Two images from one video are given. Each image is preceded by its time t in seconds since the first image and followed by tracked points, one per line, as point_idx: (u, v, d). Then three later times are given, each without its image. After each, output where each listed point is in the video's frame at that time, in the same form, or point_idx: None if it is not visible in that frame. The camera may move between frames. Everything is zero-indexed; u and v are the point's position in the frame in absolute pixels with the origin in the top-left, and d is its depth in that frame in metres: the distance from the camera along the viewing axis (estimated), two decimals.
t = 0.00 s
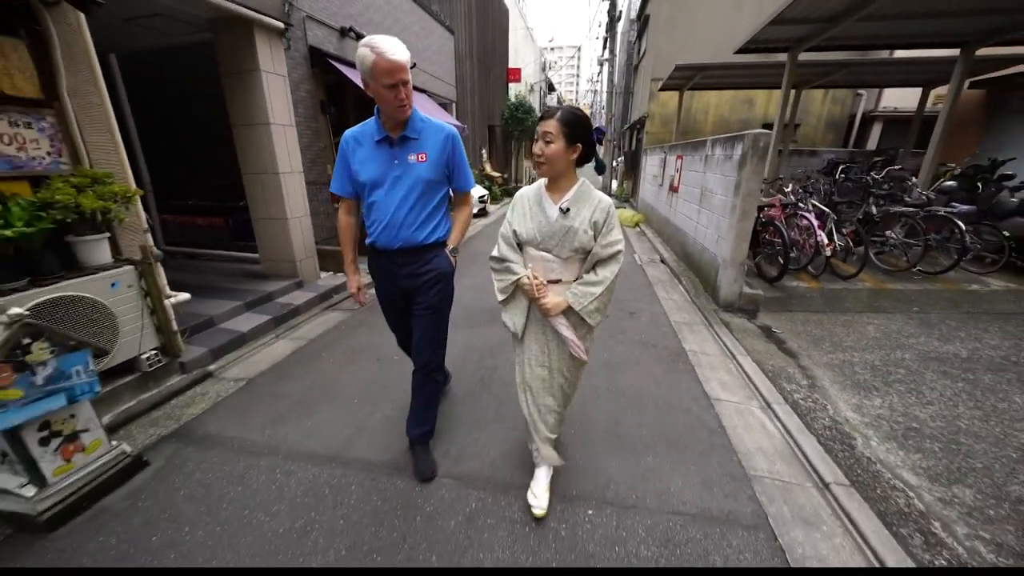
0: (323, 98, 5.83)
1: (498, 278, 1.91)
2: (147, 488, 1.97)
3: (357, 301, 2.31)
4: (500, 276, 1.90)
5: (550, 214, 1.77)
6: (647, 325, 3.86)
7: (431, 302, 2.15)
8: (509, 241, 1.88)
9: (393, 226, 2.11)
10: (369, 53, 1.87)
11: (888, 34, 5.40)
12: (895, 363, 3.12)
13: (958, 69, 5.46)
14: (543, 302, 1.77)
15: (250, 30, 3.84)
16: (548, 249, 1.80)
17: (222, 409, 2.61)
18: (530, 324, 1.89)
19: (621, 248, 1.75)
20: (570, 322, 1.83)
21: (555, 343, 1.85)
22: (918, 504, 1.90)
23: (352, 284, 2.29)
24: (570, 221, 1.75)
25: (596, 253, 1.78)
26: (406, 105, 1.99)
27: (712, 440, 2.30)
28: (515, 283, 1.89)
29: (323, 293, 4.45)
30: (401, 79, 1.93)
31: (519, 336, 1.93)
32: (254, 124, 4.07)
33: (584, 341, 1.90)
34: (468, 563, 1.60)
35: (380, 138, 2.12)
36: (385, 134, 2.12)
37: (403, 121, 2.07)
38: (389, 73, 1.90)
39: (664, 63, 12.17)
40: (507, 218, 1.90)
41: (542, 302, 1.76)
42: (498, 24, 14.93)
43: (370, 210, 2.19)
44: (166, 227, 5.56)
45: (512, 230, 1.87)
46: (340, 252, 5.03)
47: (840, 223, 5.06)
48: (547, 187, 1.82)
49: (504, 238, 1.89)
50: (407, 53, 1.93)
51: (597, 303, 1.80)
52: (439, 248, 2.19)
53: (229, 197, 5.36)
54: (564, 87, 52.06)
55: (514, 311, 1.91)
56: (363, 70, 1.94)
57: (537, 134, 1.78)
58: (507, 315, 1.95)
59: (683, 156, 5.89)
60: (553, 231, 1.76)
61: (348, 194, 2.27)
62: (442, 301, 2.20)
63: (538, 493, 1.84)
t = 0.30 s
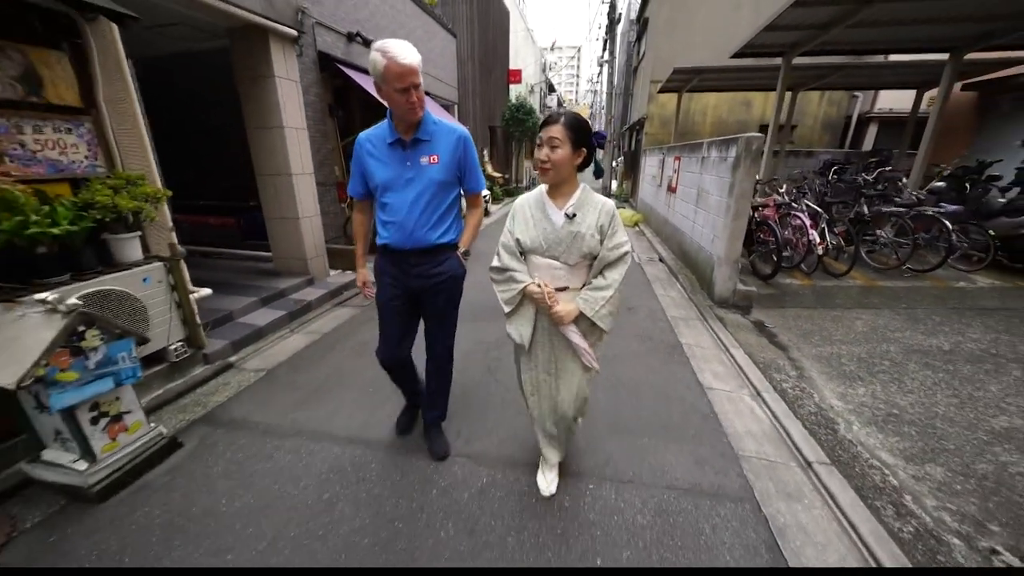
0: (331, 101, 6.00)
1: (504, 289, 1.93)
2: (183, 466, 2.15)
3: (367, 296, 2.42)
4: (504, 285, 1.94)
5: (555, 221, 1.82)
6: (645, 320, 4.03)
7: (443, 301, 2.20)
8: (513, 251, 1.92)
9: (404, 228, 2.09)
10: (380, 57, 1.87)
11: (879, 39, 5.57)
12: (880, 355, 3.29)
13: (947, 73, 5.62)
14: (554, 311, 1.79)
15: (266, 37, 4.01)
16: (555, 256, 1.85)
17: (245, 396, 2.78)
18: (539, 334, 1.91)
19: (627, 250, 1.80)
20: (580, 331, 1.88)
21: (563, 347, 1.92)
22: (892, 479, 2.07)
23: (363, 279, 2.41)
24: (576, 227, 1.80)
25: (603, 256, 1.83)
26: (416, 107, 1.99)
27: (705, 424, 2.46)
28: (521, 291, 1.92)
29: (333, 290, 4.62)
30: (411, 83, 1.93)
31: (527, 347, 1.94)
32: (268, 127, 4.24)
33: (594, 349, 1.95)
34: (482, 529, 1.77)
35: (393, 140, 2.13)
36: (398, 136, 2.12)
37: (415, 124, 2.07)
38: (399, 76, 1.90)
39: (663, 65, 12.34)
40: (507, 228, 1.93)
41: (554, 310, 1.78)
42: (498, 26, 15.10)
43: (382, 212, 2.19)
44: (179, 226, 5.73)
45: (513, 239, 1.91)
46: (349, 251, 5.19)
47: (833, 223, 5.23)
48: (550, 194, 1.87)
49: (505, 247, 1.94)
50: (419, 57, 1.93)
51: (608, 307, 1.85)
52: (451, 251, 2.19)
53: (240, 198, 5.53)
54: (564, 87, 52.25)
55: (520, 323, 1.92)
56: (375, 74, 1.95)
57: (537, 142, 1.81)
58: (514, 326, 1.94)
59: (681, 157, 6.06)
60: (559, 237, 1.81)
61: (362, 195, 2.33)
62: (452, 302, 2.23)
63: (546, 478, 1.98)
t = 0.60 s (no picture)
0: (343, 103, 6.16)
1: (511, 290, 1.86)
2: (216, 447, 2.31)
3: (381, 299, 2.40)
4: (510, 286, 1.86)
5: (560, 223, 1.71)
6: (649, 316, 4.15)
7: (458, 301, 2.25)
8: (518, 252, 1.83)
9: (421, 231, 2.10)
10: (395, 61, 1.86)
11: (882, 41, 5.64)
12: (878, 349, 3.38)
13: (950, 73, 5.68)
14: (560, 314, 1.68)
15: (284, 44, 4.17)
16: (560, 257, 1.76)
17: (269, 384, 2.94)
18: (547, 336, 1.82)
19: (637, 251, 1.71)
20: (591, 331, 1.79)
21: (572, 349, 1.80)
22: (884, 463, 2.17)
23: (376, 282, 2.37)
24: (582, 227, 1.71)
25: (611, 257, 1.73)
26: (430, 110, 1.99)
27: (706, 413, 2.58)
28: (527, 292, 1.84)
29: (347, 286, 4.78)
30: (426, 86, 1.93)
31: (540, 346, 1.86)
32: (286, 129, 4.40)
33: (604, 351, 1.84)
34: (495, 504, 1.90)
35: (407, 143, 2.12)
36: (411, 139, 2.11)
37: (429, 127, 2.08)
38: (414, 80, 1.90)
39: (668, 65, 12.42)
40: (513, 228, 1.86)
41: (560, 313, 1.67)
42: (504, 27, 15.24)
43: (395, 215, 2.17)
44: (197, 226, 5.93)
45: (519, 240, 1.82)
46: (361, 249, 5.35)
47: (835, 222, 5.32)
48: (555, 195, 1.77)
49: (510, 248, 1.85)
50: (433, 62, 1.94)
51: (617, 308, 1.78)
52: (464, 251, 2.22)
53: (256, 198, 5.71)
54: (570, 87, 52.30)
55: (532, 323, 1.83)
56: (388, 78, 1.94)
57: (543, 142, 1.73)
58: (523, 327, 1.87)
59: (685, 157, 6.16)
60: (565, 239, 1.72)
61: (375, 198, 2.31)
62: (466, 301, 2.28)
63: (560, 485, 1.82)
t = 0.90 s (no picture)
0: (356, 102, 6.30)
1: (526, 284, 1.81)
2: (245, 425, 2.43)
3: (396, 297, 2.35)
4: (525, 280, 1.80)
5: (581, 214, 1.69)
6: (656, 309, 4.24)
7: (475, 299, 2.26)
8: (534, 244, 1.80)
9: (436, 227, 2.05)
10: (404, 52, 1.80)
11: (888, 41, 5.69)
12: (880, 342, 3.46)
13: (957, 73, 5.72)
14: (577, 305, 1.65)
15: (303, 43, 4.31)
16: (579, 250, 1.72)
17: (291, 369, 3.07)
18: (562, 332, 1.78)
19: (660, 243, 1.66)
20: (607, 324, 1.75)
21: (589, 350, 1.77)
22: (883, 445, 2.26)
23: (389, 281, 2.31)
24: (602, 219, 1.67)
25: (632, 250, 1.69)
26: (440, 103, 1.93)
27: (713, 399, 2.67)
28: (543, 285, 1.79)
29: (360, 280, 4.91)
30: (435, 78, 1.87)
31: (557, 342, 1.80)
32: (303, 126, 4.54)
33: (619, 347, 1.81)
34: (512, 478, 2.02)
35: (415, 137, 2.05)
36: (420, 133, 2.05)
37: (438, 119, 2.02)
38: (424, 71, 1.83)
39: (675, 65, 12.48)
40: (530, 219, 1.83)
41: (576, 300, 1.63)
42: (511, 27, 15.33)
43: (407, 212, 2.11)
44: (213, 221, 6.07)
45: (537, 231, 1.79)
46: (373, 244, 5.48)
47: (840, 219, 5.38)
48: (576, 186, 1.75)
49: (527, 240, 1.81)
50: (441, 52, 1.87)
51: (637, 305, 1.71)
52: (478, 246, 2.19)
53: (271, 194, 5.85)
54: (575, 87, 52.31)
55: (547, 318, 1.80)
56: (396, 70, 1.87)
57: (564, 132, 1.69)
58: (539, 322, 1.82)
59: (691, 155, 6.24)
60: (585, 230, 1.68)
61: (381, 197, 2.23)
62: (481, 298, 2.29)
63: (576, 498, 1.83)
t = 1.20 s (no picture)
0: (364, 103, 6.41)
1: (540, 281, 1.85)
2: (270, 412, 2.55)
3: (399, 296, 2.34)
4: (540, 277, 1.84)
5: (595, 213, 1.73)
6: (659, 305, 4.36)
7: (480, 301, 2.22)
8: (550, 242, 1.86)
9: (436, 226, 2.03)
10: (401, 46, 1.76)
11: (886, 43, 5.81)
12: (877, 335, 3.58)
13: (954, 74, 5.83)
14: (589, 301, 1.67)
15: (316, 46, 4.43)
16: (593, 248, 1.75)
17: (309, 361, 3.19)
18: (575, 330, 1.80)
19: (677, 241, 1.63)
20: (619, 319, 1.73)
21: (606, 350, 1.78)
22: (877, 430, 2.38)
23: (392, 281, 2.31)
24: (617, 218, 1.69)
25: (648, 249, 1.68)
26: (439, 98, 1.89)
27: (715, 388, 2.79)
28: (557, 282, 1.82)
29: (370, 277, 5.03)
30: (434, 72, 1.83)
31: (570, 341, 1.83)
32: (315, 127, 4.66)
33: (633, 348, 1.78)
34: (526, 460, 2.14)
35: (414, 135, 2.02)
36: (419, 130, 2.02)
37: (437, 115, 1.98)
38: (422, 65, 1.79)
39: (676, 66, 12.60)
40: (547, 217, 1.89)
41: (586, 296, 1.65)
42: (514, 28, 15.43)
43: (407, 211, 2.09)
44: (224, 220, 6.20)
45: (553, 229, 1.85)
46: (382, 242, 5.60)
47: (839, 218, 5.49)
48: (592, 184, 1.78)
49: (544, 238, 1.88)
50: (440, 44, 1.83)
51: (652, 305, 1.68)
52: (481, 245, 2.16)
53: (281, 193, 5.97)
54: (576, 87, 52.41)
55: (561, 316, 1.82)
56: (393, 64, 1.83)
57: (583, 129, 1.72)
58: (553, 319, 1.85)
59: (693, 155, 6.35)
60: (599, 229, 1.71)
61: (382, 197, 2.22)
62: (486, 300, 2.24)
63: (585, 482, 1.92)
